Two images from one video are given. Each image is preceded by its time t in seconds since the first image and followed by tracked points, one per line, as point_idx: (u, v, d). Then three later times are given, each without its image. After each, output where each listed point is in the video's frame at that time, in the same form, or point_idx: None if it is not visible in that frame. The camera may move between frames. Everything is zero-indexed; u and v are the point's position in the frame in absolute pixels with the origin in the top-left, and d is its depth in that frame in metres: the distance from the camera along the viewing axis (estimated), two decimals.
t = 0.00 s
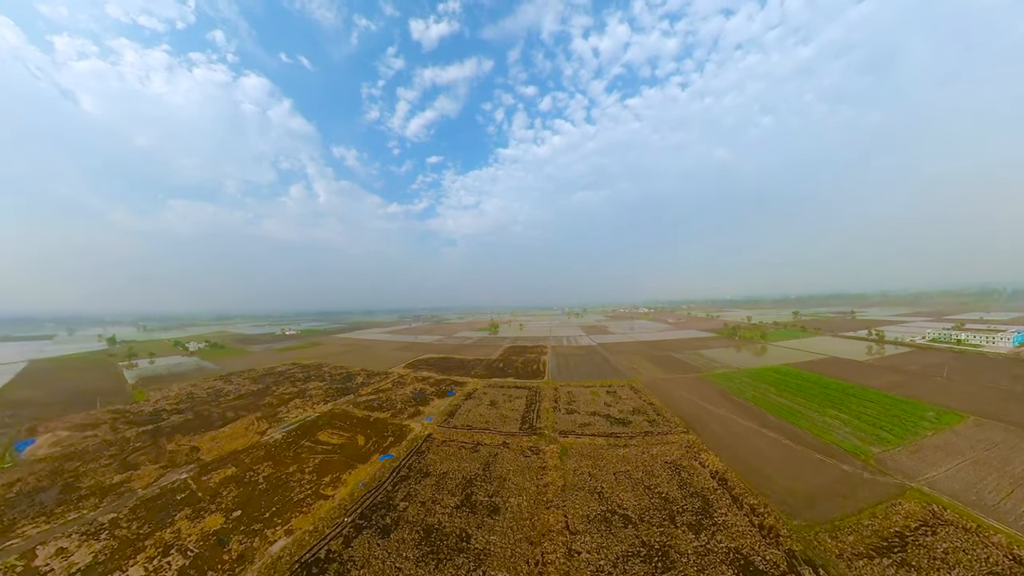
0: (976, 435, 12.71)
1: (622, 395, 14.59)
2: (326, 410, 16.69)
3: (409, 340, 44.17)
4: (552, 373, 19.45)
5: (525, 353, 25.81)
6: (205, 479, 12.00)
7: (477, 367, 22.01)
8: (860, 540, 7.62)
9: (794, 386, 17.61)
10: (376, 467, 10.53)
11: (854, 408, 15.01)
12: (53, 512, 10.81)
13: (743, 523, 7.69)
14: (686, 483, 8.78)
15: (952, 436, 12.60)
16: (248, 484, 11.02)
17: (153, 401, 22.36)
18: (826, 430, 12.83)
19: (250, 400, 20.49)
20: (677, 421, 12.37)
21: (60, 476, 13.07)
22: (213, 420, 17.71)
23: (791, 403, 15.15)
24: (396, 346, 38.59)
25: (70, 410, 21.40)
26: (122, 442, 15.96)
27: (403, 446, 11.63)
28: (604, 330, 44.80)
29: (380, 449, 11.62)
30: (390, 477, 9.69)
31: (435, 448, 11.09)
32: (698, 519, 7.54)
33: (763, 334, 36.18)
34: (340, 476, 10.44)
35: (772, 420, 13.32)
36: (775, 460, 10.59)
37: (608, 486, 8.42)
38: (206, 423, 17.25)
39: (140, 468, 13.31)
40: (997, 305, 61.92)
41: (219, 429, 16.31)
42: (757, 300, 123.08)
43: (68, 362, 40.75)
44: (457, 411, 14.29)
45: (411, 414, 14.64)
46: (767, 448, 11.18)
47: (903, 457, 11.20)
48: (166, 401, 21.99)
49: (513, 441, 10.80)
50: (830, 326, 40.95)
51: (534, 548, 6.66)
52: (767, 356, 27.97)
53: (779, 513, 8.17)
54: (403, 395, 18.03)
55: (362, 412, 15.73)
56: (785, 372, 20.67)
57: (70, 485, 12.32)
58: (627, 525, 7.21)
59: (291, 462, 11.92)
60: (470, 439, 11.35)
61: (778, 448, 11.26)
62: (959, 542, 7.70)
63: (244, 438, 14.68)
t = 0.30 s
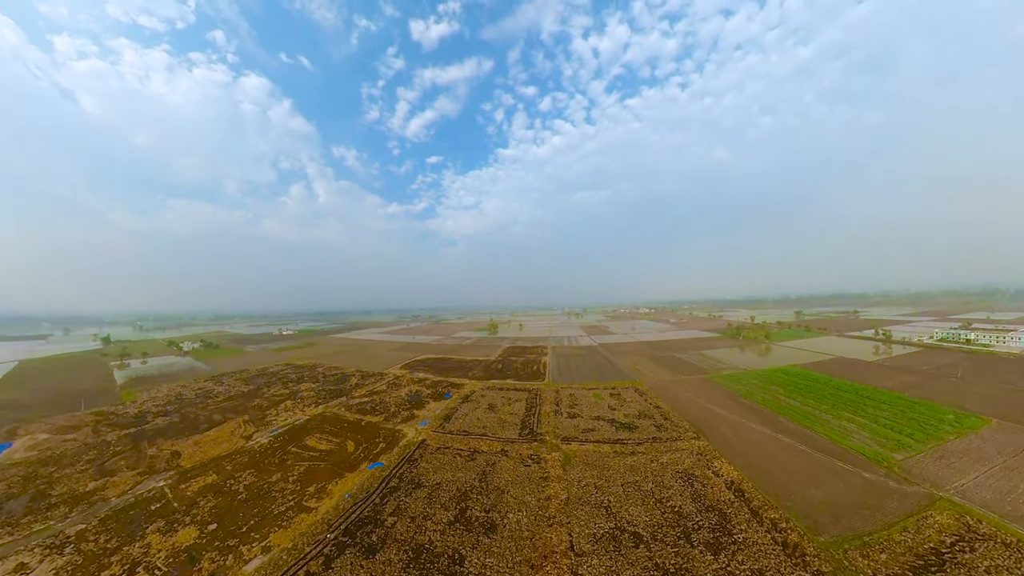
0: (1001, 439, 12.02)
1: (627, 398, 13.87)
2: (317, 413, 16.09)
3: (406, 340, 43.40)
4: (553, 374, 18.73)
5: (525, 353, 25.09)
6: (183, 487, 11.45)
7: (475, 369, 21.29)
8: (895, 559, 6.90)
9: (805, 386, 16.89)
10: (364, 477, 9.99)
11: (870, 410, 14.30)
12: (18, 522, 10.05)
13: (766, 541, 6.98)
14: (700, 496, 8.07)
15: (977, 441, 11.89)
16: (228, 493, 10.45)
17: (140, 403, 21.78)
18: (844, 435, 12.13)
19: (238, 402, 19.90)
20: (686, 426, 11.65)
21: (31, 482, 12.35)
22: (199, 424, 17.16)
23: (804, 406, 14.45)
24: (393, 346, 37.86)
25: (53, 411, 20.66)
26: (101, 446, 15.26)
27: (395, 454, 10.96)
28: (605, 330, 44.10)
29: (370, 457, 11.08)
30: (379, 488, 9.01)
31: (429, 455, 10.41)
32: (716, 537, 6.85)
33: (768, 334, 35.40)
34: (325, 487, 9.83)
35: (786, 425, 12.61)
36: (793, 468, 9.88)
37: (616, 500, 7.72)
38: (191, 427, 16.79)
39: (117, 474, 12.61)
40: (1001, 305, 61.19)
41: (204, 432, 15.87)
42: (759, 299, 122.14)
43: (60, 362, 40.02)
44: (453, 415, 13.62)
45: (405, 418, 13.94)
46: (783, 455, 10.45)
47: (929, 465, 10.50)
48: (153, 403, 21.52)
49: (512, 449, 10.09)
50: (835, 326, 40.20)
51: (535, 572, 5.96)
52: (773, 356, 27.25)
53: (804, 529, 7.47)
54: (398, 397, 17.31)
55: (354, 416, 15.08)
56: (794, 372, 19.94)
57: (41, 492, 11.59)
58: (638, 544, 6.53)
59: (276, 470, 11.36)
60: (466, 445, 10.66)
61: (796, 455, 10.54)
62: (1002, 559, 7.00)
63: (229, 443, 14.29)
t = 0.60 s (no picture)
0: None
1: (632, 402, 13.09)
2: (305, 417, 15.74)
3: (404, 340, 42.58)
4: (553, 376, 17.96)
5: (524, 354, 24.30)
6: (156, 497, 10.77)
7: (473, 370, 20.50)
8: None
9: (818, 388, 16.11)
10: (349, 488, 9.41)
11: (890, 414, 13.51)
12: None
13: (795, 565, 6.20)
14: (718, 513, 7.29)
15: (1007, 447, 11.10)
16: (202, 505, 9.90)
17: (126, 405, 21.29)
18: (866, 440, 11.33)
19: (227, 406, 19.49)
20: (698, 432, 10.85)
21: None
22: (182, 430, 16.56)
23: (819, 409, 13.68)
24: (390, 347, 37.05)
25: (33, 412, 19.86)
26: (77, 451, 14.51)
27: (384, 464, 10.26)
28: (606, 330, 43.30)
29: (357, 467, 10.52)
30: (364, 503, 8.27)
31: (420, 466, 9.68)
32: (739, 561, 6.08)
33: (774, 334, 34.54)
34: (307, 499, 9.22)
35: (803, 429, 11.83)
36: (816, 479, 9.12)
37: (625, 518, 6.95)
38: (175, 431, 16.47)
39: (88, 482, 11.85)
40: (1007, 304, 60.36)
41: (188, 437, 15.75)
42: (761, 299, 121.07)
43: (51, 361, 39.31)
44: (448, 419, 12.87)
45: (397, 424, 13.32)
46: (805, 466, 9.66)
47: (960, 474, 9.70)
48: (140, 405, 21.18)
49: (510, 458, 9.32)
50: (842, 326, 39.37)
51: None
52: (780, 357, 26.45)
53: (836, 550, 6.70)
54: (392, 400, 16.54)
55: (343, 420, 14.50)
56: (805, 373, 19.13)
57: (5, 501, 10.82)
58: (652, 572, 5.76)
59: (255, 480, 10.89)
60: (461, 454, 9.92)
61: (818, 465, 9.75)
62: None
63: (210, 449, 14.08)
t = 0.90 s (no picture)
0: None
1: (637, 406, 12.39)
2: (293, 422, 15.44)
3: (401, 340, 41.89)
4: (553, 378, 17.30)
5: (523, 355, 23.65)
6: (127, 509, 10.19)
7: (470, 371, 19.80)
8: None
9: (831, 389, 15.37)
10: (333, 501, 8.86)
11: (909, 418, 12.77)
12: None
13: None
14: (738, 533, 6.57)
15: None
16: (175, 518, 9.37)
17: (110, 407, 20.62)
18: (888, 447, 10.57)
19: (214, 410, 18.98)
20: (709, 439, 10.13)
21: None
22: (164, 434, 15.98)
23: (835, 412, 12.93)
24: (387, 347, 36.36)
25: (13, 414, 19.23)
26: (51, 457, 13.87)
27: (372, 476, 9.65)
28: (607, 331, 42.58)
29: (342, 478, 10.14)
30: (348, 520, 7.60)
31: (411, 478, 9.02)
32: None
33: (779, 334, 33.81)
34: (286, 512, 8.81)
35: (820, 435, 11.10)
36: (839, 491, 8.40)
37: (635, 540, 6.24)
38: (155, 436, 15.76)
39: (58, 491, 11.23)
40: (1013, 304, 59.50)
41: (169, 441, 15.26)
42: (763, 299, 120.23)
43: (42, 361, 38.61)
44: (443, 426, 12.24)
45: (388, 430, 12.84)
46: (826, 476, 8.92)
47: (995, 485, 8.94)
48: (125, 408, 20.61)
49: (508, 470, 8.62)
50: (847, 326, 38.58)
51: None
52: (786, 358, 25.76)
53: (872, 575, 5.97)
54: (385, 404, 15.91)
55: (332, 428, 14.09)
56: (815, 374, 18.38)
57: None
58: None
59: (234, 489, 10.34)
60: (454, 464, 9.23)
61: (840, 475, 9.01)
62: None
63: (191, 455, 13.72)
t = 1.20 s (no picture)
0: None
1: (643, 412, 11.63)
2: (278, 426, 15.06)
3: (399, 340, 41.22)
4: (552, 380, 16.58)
5: (522, 356, 22.92)
6: (92, 520, 9.64)
7: (466, 373, 19.08)
8: None
9: (847, 393, 14.51)
10: (312, 516, 8.33)
11: (933, 423, 11.82)
12: None
13: None
14: (761, 562, 5.79)
15: None
16: (140, 532, 8.98)
17: (94, 408, 20.10)
18: (913, 458, 9.70)
19: (199, 413, 18.38)
20: (724, 450, 9.35)
21: None
22: (144, 438, 15.42)
23: (853, 418, 12.05)
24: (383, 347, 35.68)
25: None
26: (23, 461, 13.32)
27: (356, 491, 9.11)
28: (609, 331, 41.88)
29: (323, 490, 9.57)
30: (326, 539, 6.98)
31: (398, 492, 8.41)
32: None
33: (785, 335, 32.96)
34: (259, 529, 8.25)
35: (840, 444, 10.30)
36: (868, 508, 7.61)
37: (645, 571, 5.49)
38: (135, 440, 15.22)
39: (23, 499, 10.69)
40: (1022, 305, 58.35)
41: (148, 444, 14.68)
42: (766, 300, 119.21)
43: (35, 360, 38.24)
44: (435, 433, 11.59)
45: (378, 436, 12.37)
46: (853, 491, 8.10)
47: None
48: (110, 408, 20.08)
49: (504, 486, 7.86)
50: (855, 327, 37.63)
51: None
52: (792, 359, 24.95)
53: None
54: (376, 408, 15.28)
55: (319, 434, 13.53)
56: (827, 376, 17.47)
57: None
58: None
59: (206, 502, 10.04)
60: (446, 478, 8.59)
61: (866, 490, 8.23)
62: None
63: (168, 460, 13.12)
